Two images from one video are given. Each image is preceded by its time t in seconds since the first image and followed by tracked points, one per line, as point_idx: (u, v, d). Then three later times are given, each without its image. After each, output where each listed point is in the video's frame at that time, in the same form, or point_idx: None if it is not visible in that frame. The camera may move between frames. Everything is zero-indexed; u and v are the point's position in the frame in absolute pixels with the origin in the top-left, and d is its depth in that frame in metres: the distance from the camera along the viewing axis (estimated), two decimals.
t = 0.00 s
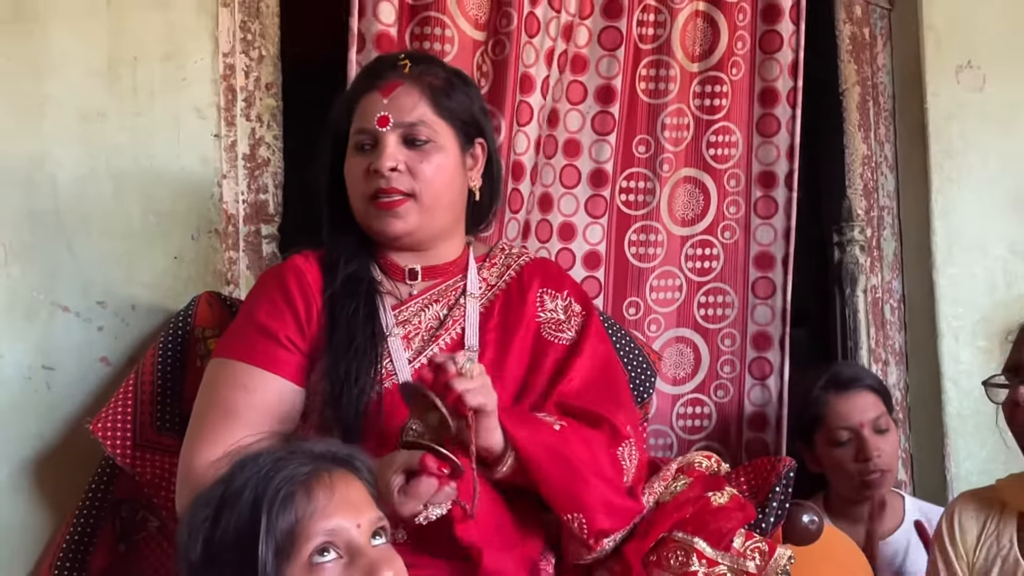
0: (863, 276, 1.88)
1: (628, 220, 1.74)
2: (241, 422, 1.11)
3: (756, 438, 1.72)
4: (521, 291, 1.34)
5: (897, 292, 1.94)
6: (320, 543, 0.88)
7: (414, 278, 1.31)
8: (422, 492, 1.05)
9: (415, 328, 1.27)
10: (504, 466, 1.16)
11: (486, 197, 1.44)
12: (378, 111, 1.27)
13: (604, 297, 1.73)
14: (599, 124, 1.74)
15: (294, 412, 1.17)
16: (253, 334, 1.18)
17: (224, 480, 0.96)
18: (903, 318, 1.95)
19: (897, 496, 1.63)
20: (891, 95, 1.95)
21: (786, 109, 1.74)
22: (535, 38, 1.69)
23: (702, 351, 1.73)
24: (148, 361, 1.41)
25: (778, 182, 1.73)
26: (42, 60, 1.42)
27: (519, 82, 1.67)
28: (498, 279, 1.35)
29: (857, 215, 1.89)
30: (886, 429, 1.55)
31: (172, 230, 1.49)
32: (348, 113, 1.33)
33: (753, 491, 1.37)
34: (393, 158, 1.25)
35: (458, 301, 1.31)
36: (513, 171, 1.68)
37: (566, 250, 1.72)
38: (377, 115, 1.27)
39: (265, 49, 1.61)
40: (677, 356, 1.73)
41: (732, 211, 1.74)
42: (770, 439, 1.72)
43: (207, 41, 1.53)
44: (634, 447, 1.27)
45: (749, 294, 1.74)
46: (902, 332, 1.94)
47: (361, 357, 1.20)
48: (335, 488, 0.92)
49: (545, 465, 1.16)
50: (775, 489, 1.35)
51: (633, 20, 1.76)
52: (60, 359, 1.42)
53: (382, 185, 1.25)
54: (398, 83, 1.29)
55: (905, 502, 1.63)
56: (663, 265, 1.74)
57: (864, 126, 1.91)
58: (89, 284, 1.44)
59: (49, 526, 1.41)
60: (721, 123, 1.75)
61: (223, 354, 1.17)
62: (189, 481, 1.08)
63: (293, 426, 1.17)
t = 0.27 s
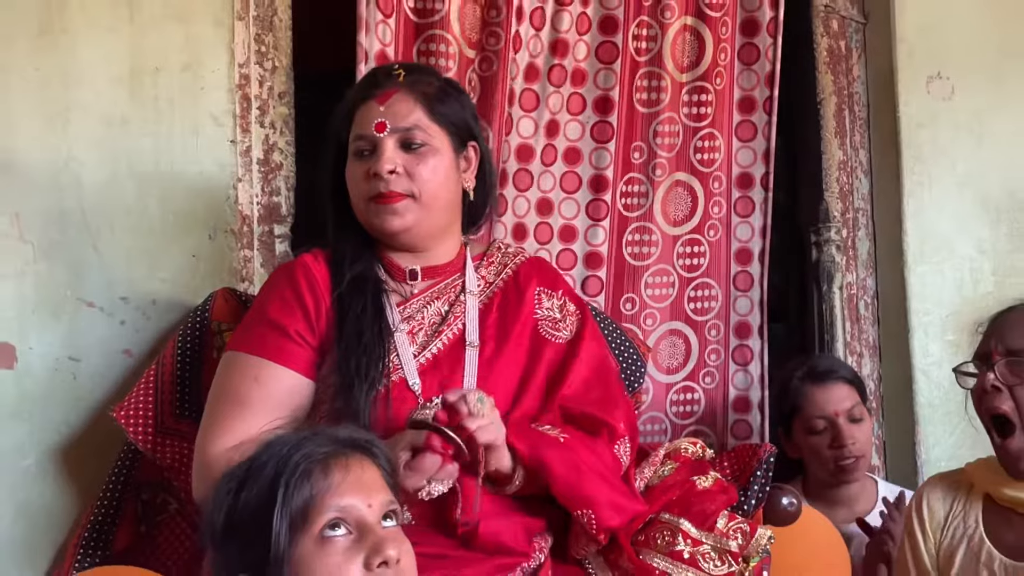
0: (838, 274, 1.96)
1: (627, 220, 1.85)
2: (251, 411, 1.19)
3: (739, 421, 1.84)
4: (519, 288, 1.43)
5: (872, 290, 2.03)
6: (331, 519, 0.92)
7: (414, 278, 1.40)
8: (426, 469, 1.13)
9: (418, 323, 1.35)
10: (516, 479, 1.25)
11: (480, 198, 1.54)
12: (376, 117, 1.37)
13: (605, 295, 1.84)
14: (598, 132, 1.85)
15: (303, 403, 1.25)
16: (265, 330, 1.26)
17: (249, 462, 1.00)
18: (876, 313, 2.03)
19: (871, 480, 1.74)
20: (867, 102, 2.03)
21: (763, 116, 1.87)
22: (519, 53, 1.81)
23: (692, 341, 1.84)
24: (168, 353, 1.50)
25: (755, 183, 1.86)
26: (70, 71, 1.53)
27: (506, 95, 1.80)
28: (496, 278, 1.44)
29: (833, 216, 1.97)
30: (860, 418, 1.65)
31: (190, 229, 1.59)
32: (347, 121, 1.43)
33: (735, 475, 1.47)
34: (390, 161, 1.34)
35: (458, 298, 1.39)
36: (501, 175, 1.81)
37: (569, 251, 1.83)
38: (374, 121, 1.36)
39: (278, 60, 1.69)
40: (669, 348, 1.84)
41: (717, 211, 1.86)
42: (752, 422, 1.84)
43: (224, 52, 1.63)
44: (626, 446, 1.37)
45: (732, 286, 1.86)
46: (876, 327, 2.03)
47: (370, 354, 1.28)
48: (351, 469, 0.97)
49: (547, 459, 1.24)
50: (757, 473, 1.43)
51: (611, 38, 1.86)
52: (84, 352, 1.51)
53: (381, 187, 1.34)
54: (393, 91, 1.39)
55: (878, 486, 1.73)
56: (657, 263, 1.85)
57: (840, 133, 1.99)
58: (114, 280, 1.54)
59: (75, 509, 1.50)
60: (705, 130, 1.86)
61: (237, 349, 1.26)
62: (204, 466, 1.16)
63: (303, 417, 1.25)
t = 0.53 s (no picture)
0: (822, 270, 2.04)
1: (623, 218, 1.96)
2: (258, 403, 1.25)
3: (728, 407, 1.99)
4: (514, 278, 1.48)
5: (855, 285, 2.08)
6: (347, 497, 0.97)
7: (412, 273, 1.45)
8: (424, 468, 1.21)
9: (417, 315, 1.41)
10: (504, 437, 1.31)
11: (477, 192, 1.60)
12: (371, 120, 1.42)
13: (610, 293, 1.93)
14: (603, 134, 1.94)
15: (306, 393, 1.31)
16: (270, 324, 1.32)
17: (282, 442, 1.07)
18: (859, 308, 2.08)
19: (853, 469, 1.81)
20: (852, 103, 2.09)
21: (741, 117, 2.00)
22: (520, 60, 1.87)
23: (682, 333, 1.97)
24: (177, 346, 1.56)
25: (732, 181, 2.00)
26: (84, 73, 1.60)
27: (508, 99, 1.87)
28: (492, 269, 1.49)
29: (818, 214, 2.04)
30: (843, 409, 1.70)
31: (199, 226, 1.65)
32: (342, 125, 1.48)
33: (723, 463, 1.52)
34: (389, 161, 1.40)
35: (455, 290, 1.45)
36: (509, 178, 1.88)
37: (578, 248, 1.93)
38: (370, 124, 1.42)
39: (284, 63, 1.74)
40: (660, 339, 1.96)
41: (698, 207, 1.99)
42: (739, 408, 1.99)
43: (232, 56, 1.69)
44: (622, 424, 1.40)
45: (715, 279, 2.00)
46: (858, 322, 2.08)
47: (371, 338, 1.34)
48: (371, 450, 1.02)
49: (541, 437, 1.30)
50: (744, 460, 1.49)
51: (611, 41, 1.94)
52: (97, 343, 1.58)
53: (381, 187, 1.40)
54: (387, 94, 1.44)
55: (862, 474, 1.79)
56: (647, 258, 1.96)
57: (825, 134, 2.06)
58: (126, 275, 1.60)
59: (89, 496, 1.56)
60: (685, 129, 1.99)
61: (242, 345, 1.31)
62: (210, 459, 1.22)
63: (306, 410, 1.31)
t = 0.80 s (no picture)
0: (807, 265, 2.11)
1: (606, 214, 2.03)
2: (265, 393, 1.30)
3: (700, 393, 2.06)
4: (508, 271, 1.54)
5: (838, 279, 2.16)
6: (356, 480, 1.03)
7: (411, 269, 1.51)
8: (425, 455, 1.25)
9: (415, 306, 1.47)
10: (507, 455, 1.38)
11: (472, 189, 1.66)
12: (381, 142, 1.43)
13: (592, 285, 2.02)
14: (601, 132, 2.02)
15: (307, 384, 1.36)
16: (273, 317, 1.37)
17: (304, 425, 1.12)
18: (842, 301, 2.16)
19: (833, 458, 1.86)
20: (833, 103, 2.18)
21: (715, 117, 2.06)
22: (517, 61, 1.95)
23: (659, 322, 2.05)
24: (186, 337, 1.62)
25: (706, 178, 2.06)
26: (97, 74, 1.66)
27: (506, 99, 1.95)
28: (486, 261, 1.55)
29: (803, 211, 2.11)
30: (833, 395, 1.77)
31: (207, 222, 1.72)
32: (340, 141, 1.48)
33: (711, 450, 1.58)
34: (405, 183, 1.42)
35: (451, 281, 1.50)
36: (509, 176, 1.95)
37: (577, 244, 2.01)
38: (381, 145, 1.43)
39: (289, 65, 1.81)
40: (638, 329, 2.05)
41: (675, 203, 2.06)
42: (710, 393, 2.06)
43: (238, 58, 1.76)
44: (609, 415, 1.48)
45: (688, 271, 2.07)
46: (840, 314, 2.16)
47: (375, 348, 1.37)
48: (385, 437, 1.07)
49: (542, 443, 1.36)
50: (731, 448, 1.55)
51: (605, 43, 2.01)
52: (109, 335, 1.64)
53: (400, 207, 1.43)
54: (390, 113, 1.45)
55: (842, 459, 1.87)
56: (628, 251, 2.04)
57: (810, 134, 2.13)
58: (136, 269, 1.67)
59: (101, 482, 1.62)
60: (664, 129, 2.06)
61: (250, 339, 1.36)
62: (216, 445, 1.26)
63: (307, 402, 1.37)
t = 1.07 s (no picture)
0: (790, 258, 2.17)
1: (592, 207, 2.12)
2: (271, 380, 1.37)
3: (665, 379, 2.14)
4: (502, 259, 1.62)
5: (820, 272, 2.24)
6: (363, 459, 1.09)
7: (412, 263, 1.58)
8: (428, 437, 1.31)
9: (414, 295, 1.55)
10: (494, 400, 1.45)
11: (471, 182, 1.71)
12: (384, 155, 1.48)
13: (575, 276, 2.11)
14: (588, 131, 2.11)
15: (314, 367, 1.44)
16: (279, 305, 1.44)
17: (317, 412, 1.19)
18: (824, 293, 2.24)
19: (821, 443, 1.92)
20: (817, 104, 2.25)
21: (695, 118, 2.14)
22: (515, 63, 2.03)
23: (629, 308, 2.13)
24: (197, 325, 1.70)
25: (684, 175, 2.14)
26: (112, 76, 1.74)
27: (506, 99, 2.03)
28: (481, 252, 1.62)
29: (786, 207, 2.18)
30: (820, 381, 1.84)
31: (217, 218, 1.79)
32: (341, 155, 1.52)
33: (698, 435, 1.66)
34: (412, 193, 1.49)
35: (448, 271, 1.58)
36: (507, 172, 2.04)
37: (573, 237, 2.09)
38: (384, 158, 1.48)
39: (295, 67, 1.88)
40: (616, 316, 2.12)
41: (653, 198, 2.14)
42: (676, 379, 2.14)
43: (246, 60, 1.83)
44: (601, 389, 1.56)
45: (662, 263, 2.14)
46: (824, 305, 2.24)
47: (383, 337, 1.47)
48: (391, 423, 1.14)
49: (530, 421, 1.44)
50: (717, 433, 1.62)
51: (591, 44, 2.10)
52: (123, 325, 1.72)
53: (409, 214, 1.50)
54: (389, 126, 1.50)
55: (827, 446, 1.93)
56: (609, 244, 2.13)
57: (793, 133, 2.20)
58: (150, 262, 1.74)
59: (117, 464, 1.71)
60: (644, 128, 2.14)
61: (257, 327, 1.43)
62: (223, 423, 1.34)
63: (310, 386, 1.44)
